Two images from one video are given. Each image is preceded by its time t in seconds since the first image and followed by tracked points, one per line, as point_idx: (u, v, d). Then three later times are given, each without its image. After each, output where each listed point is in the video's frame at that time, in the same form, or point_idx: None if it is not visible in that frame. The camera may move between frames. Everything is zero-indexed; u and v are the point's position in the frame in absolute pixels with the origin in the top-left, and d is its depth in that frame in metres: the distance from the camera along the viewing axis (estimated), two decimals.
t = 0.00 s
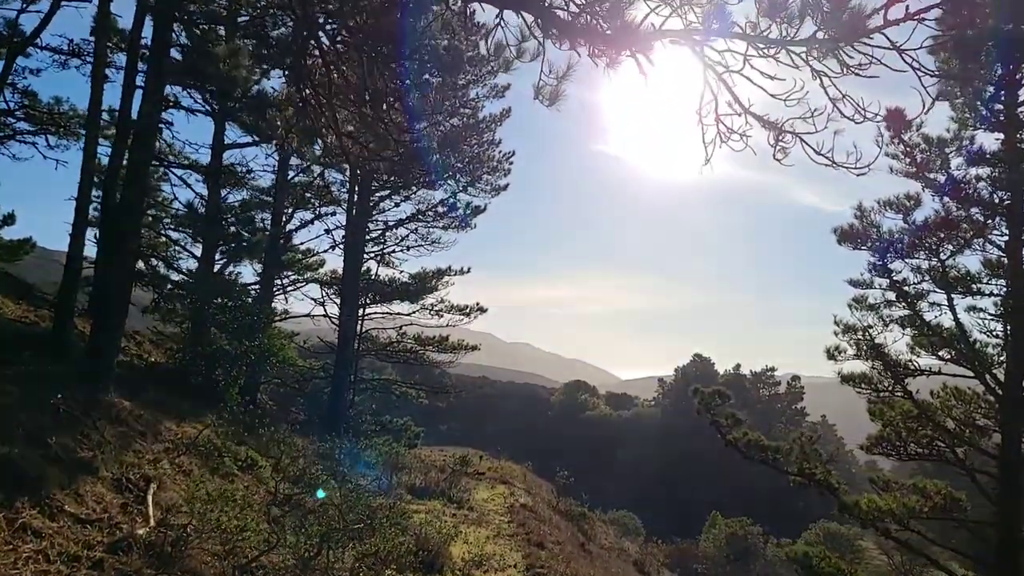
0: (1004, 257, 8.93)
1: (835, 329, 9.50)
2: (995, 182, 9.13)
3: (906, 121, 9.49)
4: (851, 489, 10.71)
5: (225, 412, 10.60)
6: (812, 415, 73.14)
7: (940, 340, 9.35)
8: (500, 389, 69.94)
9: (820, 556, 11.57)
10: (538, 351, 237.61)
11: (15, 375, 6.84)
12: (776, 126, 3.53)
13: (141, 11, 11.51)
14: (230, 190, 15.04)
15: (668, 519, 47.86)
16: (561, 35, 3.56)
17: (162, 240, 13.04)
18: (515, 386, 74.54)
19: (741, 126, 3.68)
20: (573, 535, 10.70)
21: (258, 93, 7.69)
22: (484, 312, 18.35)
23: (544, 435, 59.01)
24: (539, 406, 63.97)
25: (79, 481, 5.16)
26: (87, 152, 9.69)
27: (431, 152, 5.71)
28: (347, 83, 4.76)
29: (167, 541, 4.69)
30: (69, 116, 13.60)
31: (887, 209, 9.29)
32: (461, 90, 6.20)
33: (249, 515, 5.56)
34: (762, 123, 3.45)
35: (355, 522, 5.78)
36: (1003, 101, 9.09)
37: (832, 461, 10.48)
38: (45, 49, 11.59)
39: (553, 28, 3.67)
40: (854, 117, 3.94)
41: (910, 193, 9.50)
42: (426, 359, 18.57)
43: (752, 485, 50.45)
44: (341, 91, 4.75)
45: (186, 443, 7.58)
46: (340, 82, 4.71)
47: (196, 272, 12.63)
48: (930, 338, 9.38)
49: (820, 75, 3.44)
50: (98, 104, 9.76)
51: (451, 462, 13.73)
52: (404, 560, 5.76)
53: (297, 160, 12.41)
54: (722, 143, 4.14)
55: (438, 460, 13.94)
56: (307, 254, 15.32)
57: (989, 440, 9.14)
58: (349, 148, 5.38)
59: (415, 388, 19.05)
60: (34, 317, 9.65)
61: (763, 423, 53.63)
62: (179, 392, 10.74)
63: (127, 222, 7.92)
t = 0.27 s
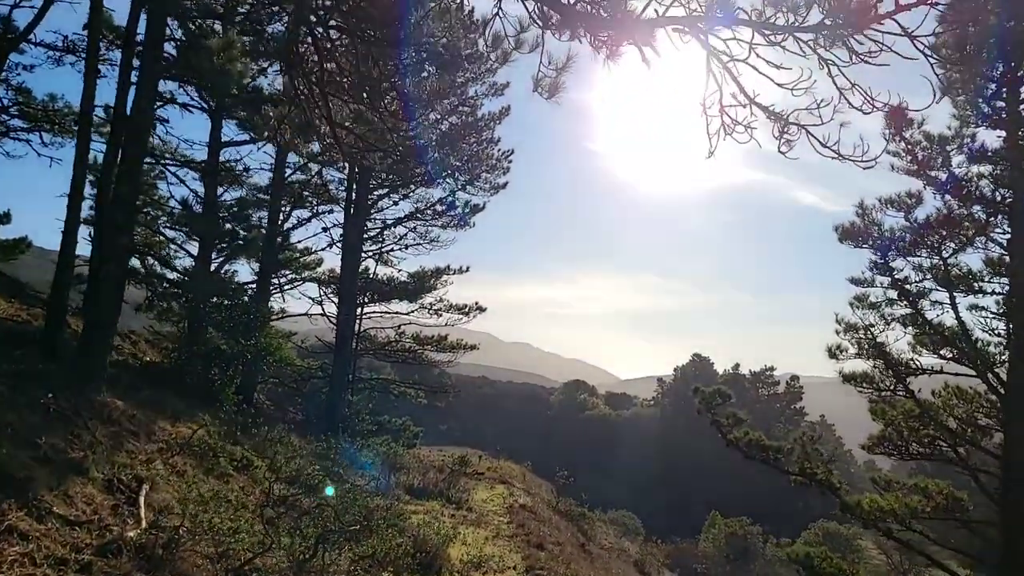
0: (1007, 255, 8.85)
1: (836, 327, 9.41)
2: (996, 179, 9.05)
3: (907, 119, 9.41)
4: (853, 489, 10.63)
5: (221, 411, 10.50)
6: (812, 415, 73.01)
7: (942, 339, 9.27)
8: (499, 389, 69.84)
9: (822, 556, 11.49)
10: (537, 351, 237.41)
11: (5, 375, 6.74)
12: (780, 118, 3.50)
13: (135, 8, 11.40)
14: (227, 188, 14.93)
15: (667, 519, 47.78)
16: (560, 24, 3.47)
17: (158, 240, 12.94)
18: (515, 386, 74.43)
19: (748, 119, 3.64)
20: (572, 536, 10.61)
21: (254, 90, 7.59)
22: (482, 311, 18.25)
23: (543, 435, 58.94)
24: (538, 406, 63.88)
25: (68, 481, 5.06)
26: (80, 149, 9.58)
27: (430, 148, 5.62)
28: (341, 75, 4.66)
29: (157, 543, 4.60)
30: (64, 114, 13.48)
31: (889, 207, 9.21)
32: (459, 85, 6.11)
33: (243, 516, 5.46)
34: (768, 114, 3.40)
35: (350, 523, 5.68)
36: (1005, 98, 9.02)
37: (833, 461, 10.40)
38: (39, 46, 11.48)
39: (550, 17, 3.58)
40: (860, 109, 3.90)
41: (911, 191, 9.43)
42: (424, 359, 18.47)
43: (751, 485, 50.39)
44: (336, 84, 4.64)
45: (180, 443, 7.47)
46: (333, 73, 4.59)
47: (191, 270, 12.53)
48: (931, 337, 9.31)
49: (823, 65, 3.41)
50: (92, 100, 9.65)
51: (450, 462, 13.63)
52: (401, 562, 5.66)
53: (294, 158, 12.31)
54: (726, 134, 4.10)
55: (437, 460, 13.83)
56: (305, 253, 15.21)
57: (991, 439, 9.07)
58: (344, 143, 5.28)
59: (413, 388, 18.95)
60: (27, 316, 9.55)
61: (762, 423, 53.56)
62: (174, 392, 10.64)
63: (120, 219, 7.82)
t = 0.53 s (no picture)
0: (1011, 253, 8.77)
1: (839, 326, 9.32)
2: (1001, 176, 8.98)
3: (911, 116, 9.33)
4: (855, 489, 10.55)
5: (218, 409, 10.40)
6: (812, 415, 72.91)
7: (945, 337, 9.19)
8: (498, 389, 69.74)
9: (824, 557, 11.40)
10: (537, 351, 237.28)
11: None
12: (791, 105, 3.47)
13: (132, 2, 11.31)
14: (225, 185, 14.83)
15: (666, 518, 47.69)
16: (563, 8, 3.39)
17: (155, 237, 12.84)
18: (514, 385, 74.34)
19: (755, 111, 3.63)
20: (572, 535, 10.51)
21: (251, 84, 7.50)
22: (482, 310, 18.14)
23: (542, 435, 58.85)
24: (538, 406, 63.79)
25: (58, 478, 4.97)
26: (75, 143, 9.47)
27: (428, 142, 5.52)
28: (338, 65, 4.56)
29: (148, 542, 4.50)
30: (61, 110, 13.37)
31: (892, 204, 9.12)
32: (460, 79, 6.01)
33: (238, 515, 5.37)
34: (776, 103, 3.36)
35: (346, 523, 5.57)
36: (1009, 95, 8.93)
37: (835, 460, 10.31)
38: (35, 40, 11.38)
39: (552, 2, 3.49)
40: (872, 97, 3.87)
41: (915, 188, 9.35)
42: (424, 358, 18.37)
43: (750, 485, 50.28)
44: (333, 73, 4.54)
45: (175, 441, 7.37)
46: (331, 62, 4.49)
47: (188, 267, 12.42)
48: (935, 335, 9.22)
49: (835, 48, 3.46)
50: (87, 94, 9.55)
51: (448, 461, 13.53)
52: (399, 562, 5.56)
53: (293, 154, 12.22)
54: (733, 123, 4.05)
55: (436, 459, 13.73)
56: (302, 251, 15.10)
57: (994, 438, 8.99)
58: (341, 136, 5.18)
59: (412, 387, 18.84)
60: (21, 312, 9.45)
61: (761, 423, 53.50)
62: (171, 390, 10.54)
63: (115, 215, 7.72)
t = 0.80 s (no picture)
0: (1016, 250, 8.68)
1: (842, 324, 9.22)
2: (1005, 173, 8.88)
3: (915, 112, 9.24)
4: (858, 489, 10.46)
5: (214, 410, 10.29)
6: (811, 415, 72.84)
7: (950, 336, 9.09)
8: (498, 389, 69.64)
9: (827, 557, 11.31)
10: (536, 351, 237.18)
11: None
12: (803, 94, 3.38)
13: None
14: (222, 183, 14.71)
15: (665, 518, 47.61)
16: None
17: (152, 236, 12.72)
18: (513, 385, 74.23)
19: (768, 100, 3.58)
20: (573, 537, 10.41)
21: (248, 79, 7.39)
22: (481, 310, 18.02)
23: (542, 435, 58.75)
24: (537, 406, 63.69)
25: (49, 480, 4.86)
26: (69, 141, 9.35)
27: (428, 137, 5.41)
28: (335, 56, 4.45)
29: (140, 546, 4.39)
30: (56, 107, 13.25)
31: (896, 202, 9.03)
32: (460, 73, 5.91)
33: (233, 517, 5.25)
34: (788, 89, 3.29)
35: (344, 526, 5.46)
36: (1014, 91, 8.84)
37: (838, 461, 10.22)
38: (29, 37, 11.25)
39: None
40: (886, 84, 3.80)
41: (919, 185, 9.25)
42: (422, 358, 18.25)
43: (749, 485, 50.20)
44: (330, 64, 4.43)
45: (170, 442, 7.26)
46: (327, 53, 4.39)
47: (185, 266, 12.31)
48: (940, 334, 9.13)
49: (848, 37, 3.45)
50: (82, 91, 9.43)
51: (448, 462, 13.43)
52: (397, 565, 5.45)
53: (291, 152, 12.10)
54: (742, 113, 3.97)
55: (434, 460, 13.61)
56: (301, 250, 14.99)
57: (999, 438, 8.90)
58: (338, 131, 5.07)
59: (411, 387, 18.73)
60: (15, 312, 9.35)
61: (761, 423, 53.43)
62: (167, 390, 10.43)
63: (109, 212, 7.61)
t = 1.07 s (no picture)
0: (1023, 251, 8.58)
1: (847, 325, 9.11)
2: (1011, 173, 8.78)
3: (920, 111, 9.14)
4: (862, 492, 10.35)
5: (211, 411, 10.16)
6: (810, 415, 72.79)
7: (956, 338, 8.99)
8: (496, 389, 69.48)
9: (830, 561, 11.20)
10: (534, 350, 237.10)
11: None
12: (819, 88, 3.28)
13: None
14: (220, 182, 14.58)
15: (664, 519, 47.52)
16: None
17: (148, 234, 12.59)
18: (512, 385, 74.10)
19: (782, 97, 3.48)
20: (574, 540, 10.30)
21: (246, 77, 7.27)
22: (480, 310, 17.89)
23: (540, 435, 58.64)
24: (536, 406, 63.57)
25: (38, 484, 4.73)
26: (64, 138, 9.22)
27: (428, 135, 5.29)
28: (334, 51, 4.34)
29: (130, 553, 4.26)
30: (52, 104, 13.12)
31: (901, 202, 8.93)
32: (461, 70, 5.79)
33: (227, 523, 5.13)
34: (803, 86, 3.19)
35: (342, 531, 5.34)
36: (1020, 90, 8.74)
37: (842, 463, 10.11)
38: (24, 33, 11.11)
39: None
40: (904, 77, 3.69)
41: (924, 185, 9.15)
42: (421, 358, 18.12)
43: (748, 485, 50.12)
44: (328, 58, 4.31)
45: (165, 445, 7.13)
46: (326, 47, 4.27)
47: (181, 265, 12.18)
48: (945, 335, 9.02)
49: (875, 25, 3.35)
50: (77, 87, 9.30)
51: (447, 463, 13.30)
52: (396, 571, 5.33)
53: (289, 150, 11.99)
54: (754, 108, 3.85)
55: (433, 461, 13.48)
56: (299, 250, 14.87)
57: (1006, 441, 8.79)
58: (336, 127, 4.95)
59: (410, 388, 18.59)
60: (8, 311, 9.22)
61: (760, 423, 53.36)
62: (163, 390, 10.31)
63: (104, 211, 7.48)
